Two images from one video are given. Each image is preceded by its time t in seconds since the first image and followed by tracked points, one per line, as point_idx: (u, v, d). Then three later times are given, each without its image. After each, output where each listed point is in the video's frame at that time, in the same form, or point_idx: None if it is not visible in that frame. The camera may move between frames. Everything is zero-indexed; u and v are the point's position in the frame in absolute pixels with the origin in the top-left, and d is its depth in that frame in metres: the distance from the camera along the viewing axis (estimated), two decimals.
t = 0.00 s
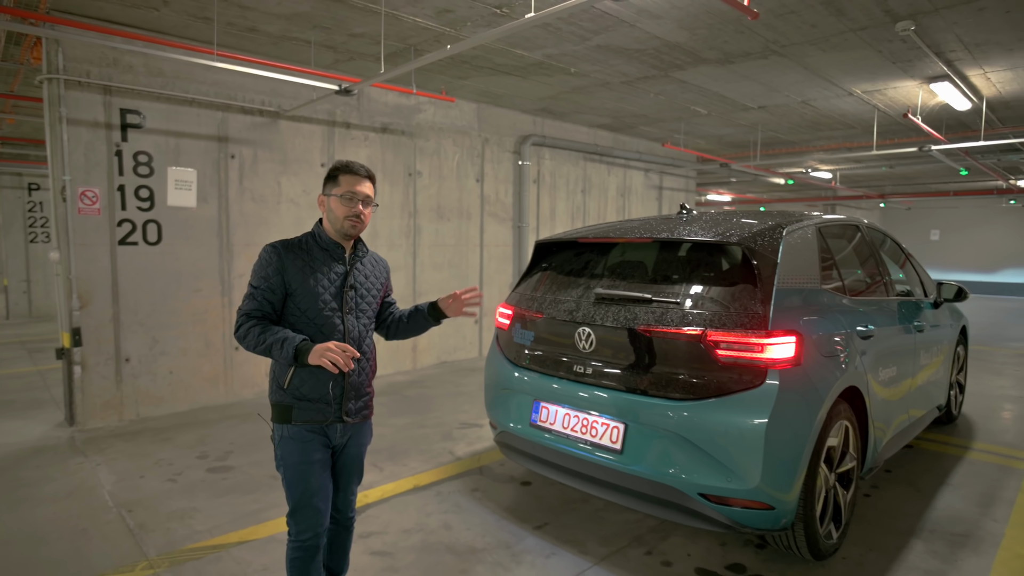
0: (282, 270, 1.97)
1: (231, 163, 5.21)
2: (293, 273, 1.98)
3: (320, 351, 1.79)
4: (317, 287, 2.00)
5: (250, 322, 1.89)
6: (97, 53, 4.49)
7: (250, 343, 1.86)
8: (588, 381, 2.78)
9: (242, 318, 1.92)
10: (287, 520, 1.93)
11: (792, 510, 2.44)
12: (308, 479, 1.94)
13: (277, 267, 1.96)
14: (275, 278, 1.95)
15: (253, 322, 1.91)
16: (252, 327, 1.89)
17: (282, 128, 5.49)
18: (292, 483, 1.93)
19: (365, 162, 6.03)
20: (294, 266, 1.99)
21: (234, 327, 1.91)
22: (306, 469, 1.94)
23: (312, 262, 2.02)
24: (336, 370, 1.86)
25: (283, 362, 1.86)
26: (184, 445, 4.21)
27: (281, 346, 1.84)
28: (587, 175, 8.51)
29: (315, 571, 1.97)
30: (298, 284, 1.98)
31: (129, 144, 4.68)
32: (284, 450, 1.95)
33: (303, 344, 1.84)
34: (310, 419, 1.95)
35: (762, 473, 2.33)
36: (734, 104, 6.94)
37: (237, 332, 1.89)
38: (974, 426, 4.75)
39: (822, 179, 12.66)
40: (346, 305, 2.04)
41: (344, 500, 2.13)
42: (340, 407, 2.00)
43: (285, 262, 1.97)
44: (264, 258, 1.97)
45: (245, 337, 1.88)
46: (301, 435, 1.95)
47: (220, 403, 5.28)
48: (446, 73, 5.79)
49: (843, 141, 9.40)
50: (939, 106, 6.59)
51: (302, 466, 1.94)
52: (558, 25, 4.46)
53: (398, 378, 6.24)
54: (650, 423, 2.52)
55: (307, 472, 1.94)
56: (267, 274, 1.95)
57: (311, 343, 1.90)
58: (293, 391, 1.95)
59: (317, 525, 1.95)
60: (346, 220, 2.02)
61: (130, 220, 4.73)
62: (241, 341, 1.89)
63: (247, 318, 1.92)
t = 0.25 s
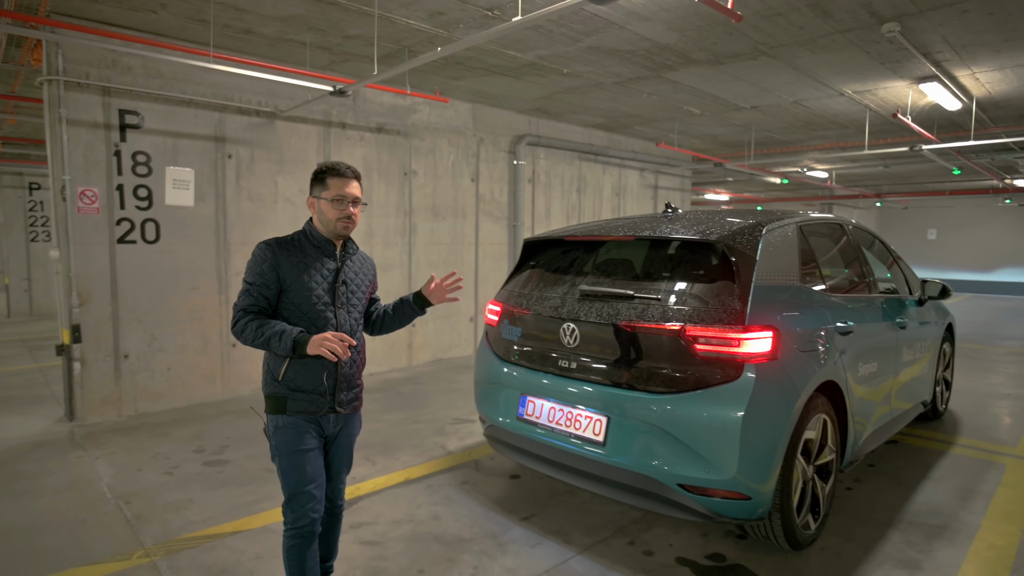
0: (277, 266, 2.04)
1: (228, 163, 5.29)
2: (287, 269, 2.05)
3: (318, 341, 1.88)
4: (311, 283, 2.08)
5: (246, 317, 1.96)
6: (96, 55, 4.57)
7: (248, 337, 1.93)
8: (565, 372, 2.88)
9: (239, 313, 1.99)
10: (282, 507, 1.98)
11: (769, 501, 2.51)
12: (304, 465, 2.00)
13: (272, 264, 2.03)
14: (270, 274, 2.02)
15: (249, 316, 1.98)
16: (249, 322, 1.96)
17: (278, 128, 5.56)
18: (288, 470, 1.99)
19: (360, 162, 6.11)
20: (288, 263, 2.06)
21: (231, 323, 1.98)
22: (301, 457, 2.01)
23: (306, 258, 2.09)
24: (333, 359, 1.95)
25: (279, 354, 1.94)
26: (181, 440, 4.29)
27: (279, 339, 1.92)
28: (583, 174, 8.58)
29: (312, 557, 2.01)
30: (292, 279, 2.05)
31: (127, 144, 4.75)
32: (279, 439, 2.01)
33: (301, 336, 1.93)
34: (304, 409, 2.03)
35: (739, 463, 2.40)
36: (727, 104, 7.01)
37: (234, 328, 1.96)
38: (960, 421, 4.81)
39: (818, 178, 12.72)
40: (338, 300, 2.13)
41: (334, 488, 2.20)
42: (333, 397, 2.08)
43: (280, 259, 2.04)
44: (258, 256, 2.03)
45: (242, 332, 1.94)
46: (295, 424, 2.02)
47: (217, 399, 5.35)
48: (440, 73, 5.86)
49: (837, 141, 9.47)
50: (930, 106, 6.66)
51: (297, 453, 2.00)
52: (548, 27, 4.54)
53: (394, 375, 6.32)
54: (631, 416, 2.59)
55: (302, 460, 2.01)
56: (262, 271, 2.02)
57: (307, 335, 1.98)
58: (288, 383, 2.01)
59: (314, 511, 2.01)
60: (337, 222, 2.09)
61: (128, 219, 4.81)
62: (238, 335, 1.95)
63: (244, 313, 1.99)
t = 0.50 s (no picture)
0: (268, 267, 2.10)
1: (226, 164, 5.37)
2: (279, 270, 2.12)
3: (309, 340, 1.95)
4: (303, 283, 2.15)
5: (239, 317, 2.03)
6: (96, 58, 4.65)
7: (241, 336, 2.00)
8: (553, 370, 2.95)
9: (232, 313, 2.06)
10: (268, 500, 2.06)
11: (749, 494, 2.57)
12: (290, 461, 2.08)
13: (264, 265, 2.10)
14: (262, 275, 2.09)
15: (242, 316, 2.05)
16: (242, 322, 2.03)
17: (275, 130, 5.64)
18: (275, 465, 2.07)
19: (357, 163, 6.19)
20: (280, 264, 2.13)
21: (225, 323, 2.04)
22: (288, 453, 2.08)
23: (297, 259, 2.16)
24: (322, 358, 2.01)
25: (271, 352, 2.01)
26: (180, 436, 4.37)
27: (272, 338, 1.99)
28: (579, 175, 8.65)
29: (294, 550, 2.09)
30: (283, 280, 2.12)
31: (127, 145, 4.83)
32: (268, 434, 2.08)
33: (292, 335, 2.00)
34: (295, 407, 2.10)
35: (718, 458, 2.46)
36: (720, 105, 7.07)
37: (228, 328, 2.02)
38: (948, 419, 4.87)
39: (814, 178, 12.78)
40: (329, 300, 2.20)
41: (323, 482, 2.27)
42: (324, 395, 2.15)
43: (272, 260, 2.11)
44: (250, 257, 2.10)
45: (236, 331, 2.02)
46: (285, 421, 2.09)
47: (216, 397, 5.44)
48: (436, 76, 5.94)
49: (832, 142, 9.54)
50: (921, 107, 6.72)
51: (284, 449, 2.08)
52: (541, 30, 4.61)
53: (390, 373, 6.40)
54: (615, 411, 2.66)
55: (289, 455, 2.08)
56: (254, 272, 2.08)
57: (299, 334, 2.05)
58: (280, 380, 2.08)
59: (298, 505, 2.08)
60: (327, 222, 2.17)
61: (128, 219, 4.88)
62: (232, 335, 2.03)
63: (237, 314, 2.06)
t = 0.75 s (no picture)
0: (259, 270, 2.16)
1: (226, 166, 5.42)
2: (269, 273, 2.17)
3: (293, 346, 1.98)
4: (292, 286, 2.20)
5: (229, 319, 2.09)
6: (97, 62, 4.70)
7: (229, 339, 2.05)
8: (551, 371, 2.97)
9: (223, 316, 2.12)
10: (254, 500, 2.12)
11: (737, 491, 2.62)
12: (276, 462, 2.13)
13: (255, 268, 2.15)
14: (252, 278, 2.14)
15: (232, 319, 2.11)
16: (230, 324, 2.08)
17: (275, 132, 5.69)
18: (262, 465, 2.13)
19: (356, 164, 6.24)
20: (271, 268, 2.18)
21: (216, 325, 2.11)
22: (274, 454, 2.13)
23: (288, 263, 2.21)
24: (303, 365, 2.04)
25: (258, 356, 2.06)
26: (179, 435, 4.42)
27: (257, 342, 2.04)
28: (577, 175, 8.70)
29: (279, 550, 2.14)
30: (273, 283, 2.17)
31: (128, 148, 4.89)
32: (255, 435, 2.14)
33: (277, 340, 2.04)
34: (282, 409, 2.14)
35: (706, 456, 2.51)
36: (717, 107, 7.12)
37: (218, 330, 2.08)
38: (941, 417, 4.90)
39: (812, 179, 12.83)
40: (320, 304, 2.24)
41: (314, 482, 2.32)
42: (312, 398, 2.19)
43: (262, 263, 2.16)
44: (242, 261, 2.16)
45: (224, 334, 2.07)
46: (272, 422, 2.14)
47: (215, 396, 5.49)
48: (434, 78, 5.99)
49: (829, 142, 9.58)
50: (916, 109, 6.76)
51: (270, 450, 2.13)
52: (536, 34, 4.66)
53: (389, 372, 6.45)
54: (605, 410, 2.71)
55: (275, 456, 2.14)
56: (245, 275, 2.14)
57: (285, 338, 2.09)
58: (268, 383, 2.13)
59: (282, 506, 2.14)
60: (320, 223, 2.21)
61: (129, 220, 4.94)
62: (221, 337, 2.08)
63: (226, 316, 2.12)
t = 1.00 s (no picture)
0: (245, 279, 2.17)
1: (228, 168, 5.47)
2: (256, 281, 2.18)
3: (272, 362, 1.97)
4: (278, 294, 2.20)
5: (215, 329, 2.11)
6: (101, 65, 4.75)
7: (215, 349, 2.08)
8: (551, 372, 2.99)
9: (211, 324, 2.15)
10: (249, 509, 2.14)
11: (732, 490, 2.65)
12: (269, 472, 2.14)
13: (241, 277, 2.16)
14: (238, 287, 2.16)
15: (220, 328, 2.13)
16: (216, 334, 2.11)
17: (276, 134, 5.74)
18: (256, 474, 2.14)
19: (357, 166, 6.28)
20: (257, 276, 2.18)
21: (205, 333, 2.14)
22: (267, 464, 2.14)
23: (275, 270, 2.22)
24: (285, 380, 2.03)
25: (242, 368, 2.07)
26: (181, 435, 4.46)
27: (239, 355, 2.05)
28: (577, 177, 8.74)
29: (275, 558, 2.16)
30: (260, 291, 2.19)
31: (131, 150, 4.93)
32: (248, 444, 2.15)
33: (259, 352, 2.05)
34: (273, 416, 2.15)
35: (701, 456, 2.54)
36: (716, 108, 7.15)
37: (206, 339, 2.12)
38: (939, 417, 4.92)
39: (813, 180, 12.85)
40: (309, 311, 2.24)
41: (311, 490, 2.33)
42: (304, 406, 2.19)
43: (248, 272, 2.17)
44: (229, 269, 2.18)
45: (211, 343, 2.09)
46: (264, 432, 2.15)
47: (217, 397, 5.53)
48: (434, 81, 6.03)
49: (829, 144, 9.61)
50: (914, 110, 6.78)
51: (263, 459, 2.14)
52: (535, 37, 4.69)
53: (389, 373, 6.48)
54: (601, 410, 2.74)
55: (268, 466, 2.14)
56: (232, 284, 2.16)
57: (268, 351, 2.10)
58: (259, 392, 2.13)
59: (276, 515, 2.15)
60: (313, 230, 2.22)
61: (132, 222, 4.99)
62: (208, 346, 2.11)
63: (214, 325, 2.14)
